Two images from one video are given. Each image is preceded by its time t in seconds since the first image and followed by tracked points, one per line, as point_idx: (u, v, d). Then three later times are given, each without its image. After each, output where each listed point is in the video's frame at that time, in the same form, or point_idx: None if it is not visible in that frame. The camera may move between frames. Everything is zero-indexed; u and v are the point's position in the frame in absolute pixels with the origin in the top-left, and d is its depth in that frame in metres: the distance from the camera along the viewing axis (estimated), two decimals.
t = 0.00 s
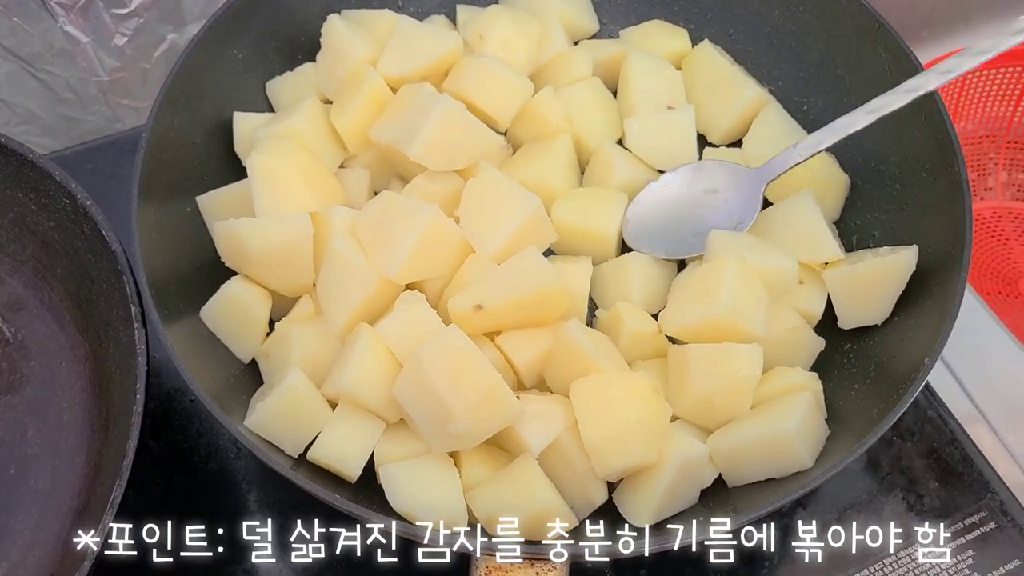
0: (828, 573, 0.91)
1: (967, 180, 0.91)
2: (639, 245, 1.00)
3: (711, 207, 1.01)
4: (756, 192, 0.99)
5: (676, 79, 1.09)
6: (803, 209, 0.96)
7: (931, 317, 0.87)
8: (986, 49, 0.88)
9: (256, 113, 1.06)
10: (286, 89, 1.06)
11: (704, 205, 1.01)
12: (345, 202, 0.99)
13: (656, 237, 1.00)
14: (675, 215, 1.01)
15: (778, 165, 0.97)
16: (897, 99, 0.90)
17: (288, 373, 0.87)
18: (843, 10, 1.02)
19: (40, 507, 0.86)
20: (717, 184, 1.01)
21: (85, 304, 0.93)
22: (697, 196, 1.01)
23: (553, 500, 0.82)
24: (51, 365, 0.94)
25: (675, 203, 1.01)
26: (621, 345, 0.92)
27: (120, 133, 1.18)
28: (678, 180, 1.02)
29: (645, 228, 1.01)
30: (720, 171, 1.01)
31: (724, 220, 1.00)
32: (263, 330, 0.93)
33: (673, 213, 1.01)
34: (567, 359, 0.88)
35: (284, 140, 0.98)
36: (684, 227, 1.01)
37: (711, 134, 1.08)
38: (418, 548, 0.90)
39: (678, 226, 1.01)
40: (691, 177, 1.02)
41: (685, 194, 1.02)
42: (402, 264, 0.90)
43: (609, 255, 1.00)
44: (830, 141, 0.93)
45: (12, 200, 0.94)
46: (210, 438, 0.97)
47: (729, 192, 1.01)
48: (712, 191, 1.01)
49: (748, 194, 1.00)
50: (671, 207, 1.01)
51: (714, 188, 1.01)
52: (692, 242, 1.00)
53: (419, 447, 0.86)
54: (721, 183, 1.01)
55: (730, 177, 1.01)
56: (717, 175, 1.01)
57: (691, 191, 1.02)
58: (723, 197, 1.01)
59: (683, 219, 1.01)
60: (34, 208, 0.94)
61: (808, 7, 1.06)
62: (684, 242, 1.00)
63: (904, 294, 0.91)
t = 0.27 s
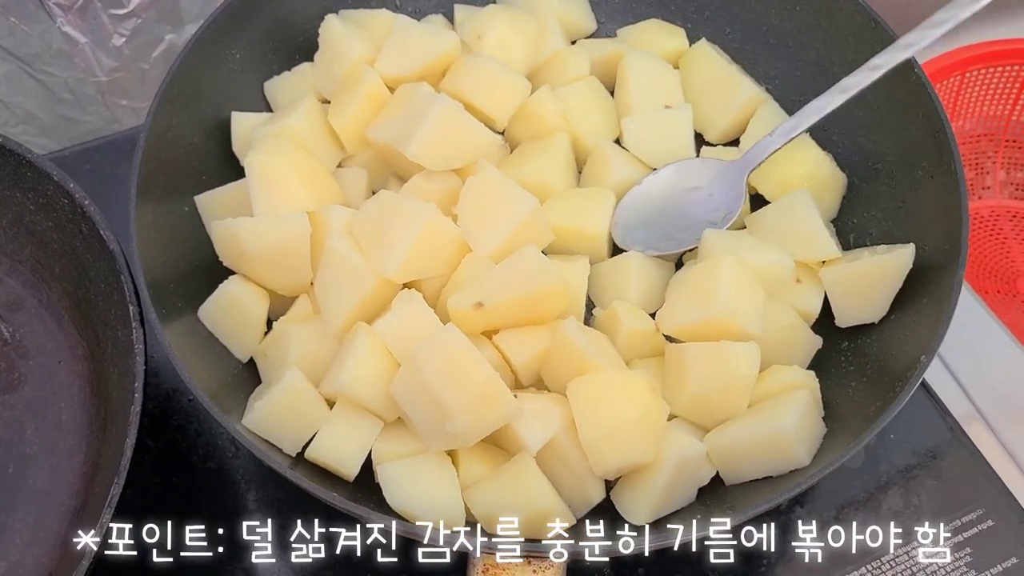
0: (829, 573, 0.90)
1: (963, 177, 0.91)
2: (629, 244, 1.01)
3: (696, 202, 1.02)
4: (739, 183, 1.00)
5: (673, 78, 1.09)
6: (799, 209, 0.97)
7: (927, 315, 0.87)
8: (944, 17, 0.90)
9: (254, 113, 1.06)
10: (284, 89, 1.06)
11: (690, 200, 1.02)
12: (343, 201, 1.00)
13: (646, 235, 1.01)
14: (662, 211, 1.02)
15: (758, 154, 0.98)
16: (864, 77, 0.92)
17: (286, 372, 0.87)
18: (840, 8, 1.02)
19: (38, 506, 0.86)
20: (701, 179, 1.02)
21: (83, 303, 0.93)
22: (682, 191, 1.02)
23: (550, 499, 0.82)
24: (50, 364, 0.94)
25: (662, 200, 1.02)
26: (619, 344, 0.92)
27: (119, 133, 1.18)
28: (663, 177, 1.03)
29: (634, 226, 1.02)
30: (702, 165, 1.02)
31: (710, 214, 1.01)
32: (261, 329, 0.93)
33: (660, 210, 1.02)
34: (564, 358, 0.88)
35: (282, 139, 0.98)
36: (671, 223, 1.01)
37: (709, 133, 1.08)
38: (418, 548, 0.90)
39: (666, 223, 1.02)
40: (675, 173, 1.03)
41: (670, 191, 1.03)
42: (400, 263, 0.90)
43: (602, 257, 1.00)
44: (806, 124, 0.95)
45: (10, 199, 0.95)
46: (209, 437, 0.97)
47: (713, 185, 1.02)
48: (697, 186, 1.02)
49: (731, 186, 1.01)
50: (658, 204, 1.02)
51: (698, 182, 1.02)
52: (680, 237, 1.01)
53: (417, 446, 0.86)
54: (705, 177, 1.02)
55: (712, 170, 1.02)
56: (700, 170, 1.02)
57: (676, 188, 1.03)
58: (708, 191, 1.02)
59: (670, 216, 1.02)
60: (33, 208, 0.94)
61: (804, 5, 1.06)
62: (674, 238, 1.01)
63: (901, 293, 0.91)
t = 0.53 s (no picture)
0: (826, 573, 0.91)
1: (958, 176, 0.91)
2: (626, 244, 1.00)
3: (690, 199, 1.02)
4: (732, 178, 1.01)
5: (669, 77, 1.09)
6: (795, 207, 0.97)
7: (923, 313, 0.87)
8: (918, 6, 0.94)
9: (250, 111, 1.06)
10: (280, 87, 1.06)
11: (684, 198, 1.02)
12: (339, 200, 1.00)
13: (641, 233, 1.01)
14: (657, 209, 1.02)
15: (748, 147, 0.99)
16: (847, 65, 0.94)
17: (282, 371, 0.87)
18: (836, 7, 1.02)
19: (33, 505, 0.86)
20: (694, 176, 1.03)
21: (79, 302, 0.93)
22: (675, 189, 1.03)
23: (546, 497, 0.82)
24: (46, 363, 0.94)
25: (656, 198, 1.02)
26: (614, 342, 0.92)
27: (116, 132, 1.18)
28: (656, 175, 1.03)
29: (630, 225, 1.01)
30: (694, 163, 1.03)
31: (705, 210, 1.01)
32: (256, 328, 0.93)
33: (655, 208, 1.02)
34: (560, 357, 0.88)
35: (278, 137, 0.98)
36: (667, 221, 1.01)
37: (705, 133, 1.08)
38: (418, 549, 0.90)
39: (661, 220, 1.01)
40: (667, 172, 1.03)
41: (664, 189, 1.03)
42: (395, 261, 0.90)
43: (598, 255, 1.00)
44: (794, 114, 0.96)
45: (6, 198, 0.95)
46: (206, 436, 0.97)
47: (706, 182, 1.02)
48: (691, 184, 1.03)
49: (724, 181, 1.01)
50: (652, 202, 1.02)
51: (691, 180, 1.03)
52: (676, 235, 1.01)
53: (413, 445, 0.86)
54: (698, 174, 1.03)
55: (705, 167, 1.02)
56: (692, 167, 1.03)
57: (670, 186, 1.03)
58: (702, 188, 1.02)
59: (665, 213, 1.02)
60: (29, 206, 0.94)
61: (801, 4, 1.06)
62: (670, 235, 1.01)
63: (897, 291, 0.91)
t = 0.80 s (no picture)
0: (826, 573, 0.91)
1: (957, 177, 0.91)
2: (624, 246, 1.00)
3: (688, 200, 1.02)
4: (730, 180, 1.00)
5: (668, 78, 1.09)
6: (793, 208, 0.96)
7: (921, 315, 0.87)
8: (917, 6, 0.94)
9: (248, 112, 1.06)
10: (278, 88, 1.06)
11: (682, 199, 1.02)
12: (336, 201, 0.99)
13: (640, 234, 1.01)
14: (655, 211, 1.02)
15: (747, 149, 0.99)
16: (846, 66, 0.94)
17: (279, 372, 0.87)
18: (835, 8, 1.02)
19: (30, 506, 0.86)
20: (692, 177, 1.03)
21: (76, 303, 0.93)
22: (673, 190, 1.03)
23: (544, 499, 0.82)
24: (43, 365, 0.94)
25: (654, 200, 1.02)
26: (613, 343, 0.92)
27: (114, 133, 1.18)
28: (654, 176, 1.03)
29: (628, 227, 1.01)
30: (692, 164, 1.02)
31: (703, 211, 1.01)
32: (254, 329, 0.93)
33: (653, 209, 1.02)
34: (557, 358, 0.88)
35: (275, 138, 0.98)
36: (665, 222, 1.01)
37: (704, 133, 1.08)
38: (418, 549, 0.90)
39: (659, 221, 1.01)
40: (665, 173, 1.03)
41: (662, 190, 1.03)
42: (393, 263, 0.89)
43: (596, 256, 1.00)
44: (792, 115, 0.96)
45: (4, 199, 0.95)
46: (204, 437, 0.97)
47: (704, 183, 1.02)
48: (689, 185, 1.03)
49: (722, 182, 1.01)
50: (650, 204, 1.02)
51: (689, 181, 1.03)
52: (674, 236, 1.00)
53: (410, 447, 0.86)
54: (697, 175, 1.02)
55: (703, 168, 1.02)
56: (691, 169, 1.03)
57: (667, 187, 1.03)
58: (700, 189, 1.02)
59: (663, 214, 1.02)
60: (26, 207, 0.94)
61: (800, 5, 1.06)
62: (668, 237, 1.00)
63: (896, 292, 0.91)
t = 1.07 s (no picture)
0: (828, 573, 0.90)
1: (959, 177, 0.90)
2: (625, 246, 1.00)
3: (689, 200, 1.01)
4: (731, 179, 1.00)
5: (668, 77, 1.08)
6: (794, 208, 0.96)
7: (922, 316, 0.86)
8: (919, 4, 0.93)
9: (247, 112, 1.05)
10: (277, 88, 1.06)
11: (683, 199, 1.02)
12: (335, 202, 0.99)
13: (640, 234, 1.00)
14: (656, 211, 1.01)
15: (747, 149, 0.98)
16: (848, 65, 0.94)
17: (278, 373, 0.86)
18: (836, 8, 1.02)
19: (27, 507, 0.86)
20: (693, 177, 1.02)
21: (74, 304, 0.93)
22: (674, 190, 1.02)
23: (543, 500, 0.81)
24: (41, 365, 0.93)
25: (655, 200, 1.02)
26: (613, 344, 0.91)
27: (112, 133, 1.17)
28: (655, 176, 1.02)
29: (629, 226, 1.01)
30: (693, 164, 1.02)
31: (704, 211, 1.01)
32: (253, 330, 0.92)
33: (654, 209, 1.01)
34: (557, 358, 0.88)
35: (274, 139, 0.97)
36: (666, 222, 1.01)
37: (704, 134, 1.08)
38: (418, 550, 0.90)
39: (661, 222, 1.01)
40: (666, 173, 1.03)
41: (663, 190, 1.02)
42: (392, 263, 0.89)
43: (596, 256, 1.00)
44: (794, 114, 0.96)
45: (2, 199, 0.94)
46: (202, 438, 0.96)
47: (705, 183, 1.01)
48: (690, 185, 1.02)
49: (723, 182, 1.01)
50: (651, 203, 1.02)
51: (690, 181, 1.02)
52: (674, 236, 1.00)
53: (409, 448, 0.86)
54: (697, 175, 1.02)
55: (703, 168, 1.02)
56: (692, 169, 1.02)
57: (668, 187, 1.02)
58: (701, 189, 1.02)
59: (664, 214, 1.01)
60: (24, 207, 0.93)
61: (801, 4, 1.05)
62: (669, 237, 1.00)
63: (897, 292, 0.91)
